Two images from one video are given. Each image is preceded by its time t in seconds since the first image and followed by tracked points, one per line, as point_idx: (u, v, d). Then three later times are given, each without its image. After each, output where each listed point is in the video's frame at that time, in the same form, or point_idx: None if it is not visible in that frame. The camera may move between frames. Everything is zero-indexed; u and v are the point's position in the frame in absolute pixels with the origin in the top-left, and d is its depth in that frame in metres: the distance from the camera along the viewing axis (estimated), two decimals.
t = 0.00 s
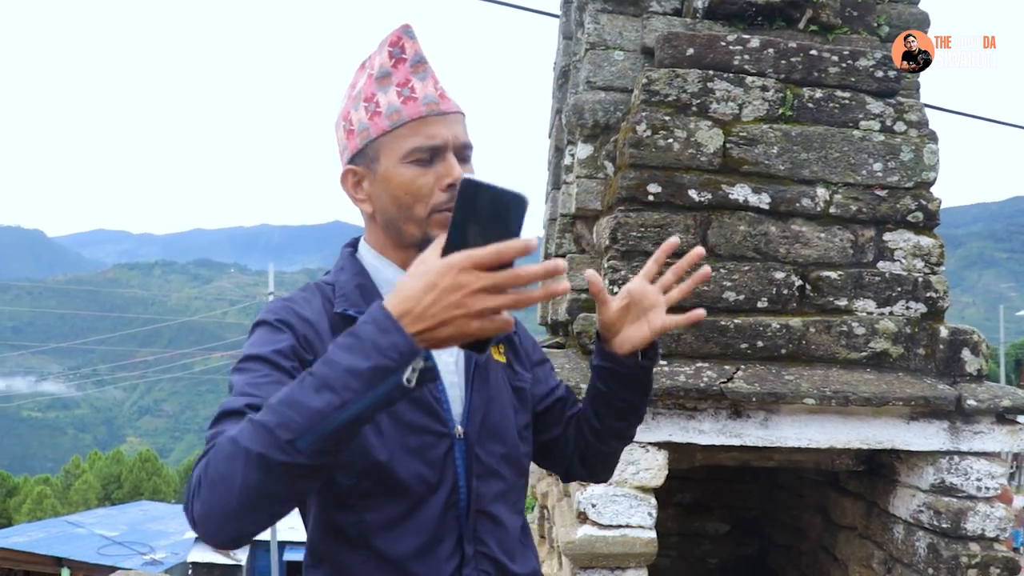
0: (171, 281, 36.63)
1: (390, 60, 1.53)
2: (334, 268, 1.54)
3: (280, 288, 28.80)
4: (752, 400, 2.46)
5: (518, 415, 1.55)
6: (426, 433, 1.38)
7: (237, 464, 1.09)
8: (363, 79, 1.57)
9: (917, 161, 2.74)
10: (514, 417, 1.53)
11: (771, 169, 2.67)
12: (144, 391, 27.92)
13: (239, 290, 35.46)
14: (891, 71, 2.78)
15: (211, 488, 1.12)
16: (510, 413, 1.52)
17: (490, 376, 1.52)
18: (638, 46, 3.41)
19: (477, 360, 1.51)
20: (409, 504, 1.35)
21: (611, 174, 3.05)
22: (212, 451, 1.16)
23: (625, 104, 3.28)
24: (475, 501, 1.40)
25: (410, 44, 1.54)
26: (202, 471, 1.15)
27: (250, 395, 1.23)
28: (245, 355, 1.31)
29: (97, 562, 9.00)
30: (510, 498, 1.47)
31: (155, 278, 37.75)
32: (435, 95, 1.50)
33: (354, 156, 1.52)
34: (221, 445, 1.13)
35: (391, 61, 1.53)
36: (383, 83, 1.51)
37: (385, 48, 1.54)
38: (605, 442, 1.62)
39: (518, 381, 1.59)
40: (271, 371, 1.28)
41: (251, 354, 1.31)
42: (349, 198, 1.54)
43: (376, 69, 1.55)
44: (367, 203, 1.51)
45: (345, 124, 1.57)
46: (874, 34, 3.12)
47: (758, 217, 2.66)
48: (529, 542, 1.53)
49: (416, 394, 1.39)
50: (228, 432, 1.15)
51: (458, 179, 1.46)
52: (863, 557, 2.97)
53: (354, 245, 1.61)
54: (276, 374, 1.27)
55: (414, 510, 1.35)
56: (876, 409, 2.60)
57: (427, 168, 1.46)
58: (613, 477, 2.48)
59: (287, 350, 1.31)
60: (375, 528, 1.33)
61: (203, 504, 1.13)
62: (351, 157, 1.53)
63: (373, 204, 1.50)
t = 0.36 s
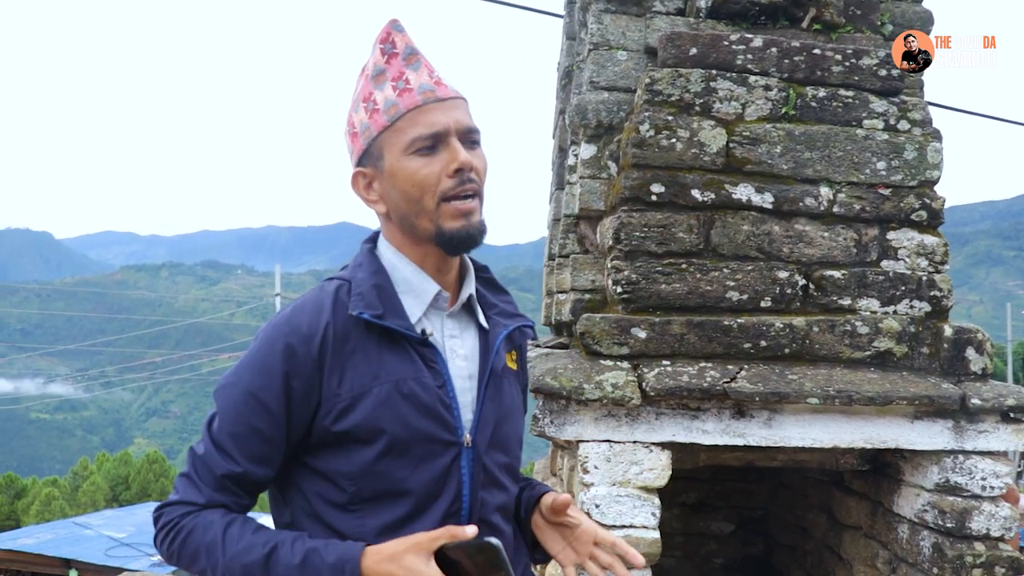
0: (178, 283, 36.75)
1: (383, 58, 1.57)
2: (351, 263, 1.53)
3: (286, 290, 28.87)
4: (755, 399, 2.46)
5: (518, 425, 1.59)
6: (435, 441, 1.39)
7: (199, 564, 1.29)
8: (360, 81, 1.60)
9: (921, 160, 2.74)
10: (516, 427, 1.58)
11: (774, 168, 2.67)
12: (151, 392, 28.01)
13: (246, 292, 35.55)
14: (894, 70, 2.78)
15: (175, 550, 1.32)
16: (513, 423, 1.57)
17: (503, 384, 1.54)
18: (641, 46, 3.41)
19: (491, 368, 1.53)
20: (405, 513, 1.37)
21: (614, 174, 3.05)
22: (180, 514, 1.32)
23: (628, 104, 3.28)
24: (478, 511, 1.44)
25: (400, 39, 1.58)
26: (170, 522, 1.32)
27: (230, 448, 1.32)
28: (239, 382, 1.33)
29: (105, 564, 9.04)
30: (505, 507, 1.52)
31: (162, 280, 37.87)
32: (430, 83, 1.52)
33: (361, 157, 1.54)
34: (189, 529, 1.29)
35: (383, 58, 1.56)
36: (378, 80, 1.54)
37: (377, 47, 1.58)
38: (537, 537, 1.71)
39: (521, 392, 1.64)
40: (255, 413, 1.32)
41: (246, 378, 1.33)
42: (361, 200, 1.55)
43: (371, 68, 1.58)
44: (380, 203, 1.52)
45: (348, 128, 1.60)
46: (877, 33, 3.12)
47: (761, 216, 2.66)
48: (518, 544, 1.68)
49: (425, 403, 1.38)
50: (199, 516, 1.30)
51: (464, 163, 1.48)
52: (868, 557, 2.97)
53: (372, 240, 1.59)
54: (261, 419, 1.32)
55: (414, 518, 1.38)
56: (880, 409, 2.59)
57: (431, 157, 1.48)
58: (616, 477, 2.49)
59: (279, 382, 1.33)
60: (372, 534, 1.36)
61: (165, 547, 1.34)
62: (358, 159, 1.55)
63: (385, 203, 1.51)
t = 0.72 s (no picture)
0: (174, 285, 36.68)
1: (396, 53, 1.54)
2: (339, 263, 1.53)
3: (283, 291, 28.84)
4: (750, 401, 2.46)
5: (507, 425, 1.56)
6: (418, 442, 1.38)
7: (208, 567, 1.26)
8: (368, 72, 1.57)
9: (915, 161, 2.75)
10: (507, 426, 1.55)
11: (769, 170, 2.68)
12: (146, 394, 27.94)
13: (241, 293, 35.50)
14: (888, 72, 2.79)
15: (179, 560, 1.28)
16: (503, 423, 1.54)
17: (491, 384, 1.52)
18: (636, 48, 3.42)
19: (478, 368, 1.51)
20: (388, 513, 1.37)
21: (609, 176, 3.06)
22: (186, 522, 1.29)
23: (623, 105, 3.28)
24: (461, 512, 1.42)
25: (416, 35, 1.56)
26: (175, 531, 1.30)
27: (234, 448, 1.31)
28: (235, 380, 1.33)
29: (100, 566, 9.01)
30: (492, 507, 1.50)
31: (157, 281, 37.81)
32: (444, 85, 1.53)
33: (364, 151, 1.53)
34: (196, 534, 1.27)
35: (397, 53, 1.53)
36: (390, 75, 1.52)
37: (390, 41, 1.55)
38: (578, 508, 1.70)
39: (511, 392, 1.62)
40: (256, 412, 1.32)
41: (239, 376, 1.34)
42: (359, 194, 1.55)
43: (381, 62, 1.55)
44: (380, 200, 1.52)
45: (351, 119, 1.57)
46: (872, 35, 3.12)
47: (756, 218, 2.66)
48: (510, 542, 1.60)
49: (409, 404, 1.38)
50: (205, 521, 1.28)
51: (471, 170, 1.49)
52: (862, 558, 2.98)
53: (363, 239, 1.59)
54: (262, 418, 1.32)
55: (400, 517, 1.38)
56: (874, 410, 2.60)
57: (439, 159, 1.49)
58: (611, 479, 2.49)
59: (274, 380, 1.34)
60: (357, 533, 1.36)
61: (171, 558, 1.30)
62: (360, 151, 1.54)
63: (386, 200, 1.52)
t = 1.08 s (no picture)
0: (167, 285, 36.58)
1: (396, 60, 1.51)
2: (324, 266, 1.52)
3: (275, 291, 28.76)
4: (743, 403, 2.46)
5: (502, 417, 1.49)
6: (413, 435, 1.37)
7: (278, 483, 1.11)
8: (363, 78, 1.52)
9: (907, 164, 2.75)
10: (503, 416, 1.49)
11: (761, 173, 2.68)
12: (139, 395, 27.85)
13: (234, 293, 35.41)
14: (881, 76, 2.80)
15: (269, 527, 1.12)
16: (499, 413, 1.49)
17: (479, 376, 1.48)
18: (629, 51, 3.43)
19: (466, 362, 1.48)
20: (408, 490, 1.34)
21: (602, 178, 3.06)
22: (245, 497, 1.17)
23: (616, 108, 3.28)
24: (458, 504, 1.39)
25: (416, 44, 1.53)
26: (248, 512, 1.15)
27: (263, 412, 1.23)
28: (247, 366, 1.29)
29: (93, 568, 8.98)
30: (496, 500, 1.44)
31: (150, 282, 37.68)
32: (444, 94, 1.51)
33: (360, 153, 1.48)
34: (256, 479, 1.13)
35: (397, 60, 1.51)
36: (390, 81, 1.49)
37: (390, 47, 1.51)
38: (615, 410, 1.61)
39: (507, 382, 1.54)
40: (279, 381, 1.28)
41: (252, 358, 1.30)
42: (353, 196, 1.47)
43: (379, 68, 1.51)
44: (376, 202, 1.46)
45: (345, 122, 1.51)
46: (864, 38, 3.13)
47: (749, 220, 2.67)
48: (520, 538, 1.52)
49: (405, 397, 1.38)
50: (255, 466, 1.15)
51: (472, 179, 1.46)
52: (855, 560, 2.98)
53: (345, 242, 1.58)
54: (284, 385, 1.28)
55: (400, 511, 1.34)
56: (866, 412, 2.61)
57: (441, 166, 1.45)
58: (604, 480, 2.49)
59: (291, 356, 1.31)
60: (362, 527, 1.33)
61: (265, 539, 1.13)
62: (356, 153, 1.48)
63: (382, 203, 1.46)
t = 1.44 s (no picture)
0: (164, 286, 36.53)
1: (369, 70, 1.54)
2: (324, 276, 1.52)
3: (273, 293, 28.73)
4: (739, 404, 2.46)
5: (501, 426, 1.56)
6: (417, 442, 1.37)
7: None
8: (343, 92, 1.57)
9: (903, 164, 2.75)
10: (499, 424, 1.56)
11: (757, 173, 2.68)
12: (136, 396, 27.80)
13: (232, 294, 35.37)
14: (876, 75, 2.79)
15: None
16: (496, 420, 1.54)
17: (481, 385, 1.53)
18: (625, 51, 3.43)
19: (469, 368, 1.53)
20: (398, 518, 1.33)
21: (598, 179, 3.05)
22: (196, 542, 1.21)
23: (612, 108, 3.28)
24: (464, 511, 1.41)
25: (388, 52, 1.56)
26: (185, 550, 1.21)
27: (237, 458, 1.25)
28: (235, 395, 1.29)
29: (90, 570, 8.95)
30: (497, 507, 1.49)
31: (147, 283, 37.63)
32: (416, 97, 1.52)
33: (342, 163, 1.52)
34: (209, 549, 1.20)
35: (370, 70, 1.54)
36: (365, 90, 1.52)
37: (364, 59, 1.55)
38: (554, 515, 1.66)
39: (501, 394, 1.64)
40: (251, 423, 1.28)
41: (234, 389, 1.30)
42: (339, 205, 1.53)
43: (356, 80, 1.55)
44: (360, 209, 1.51)
45: (328, 136, 1.56)
46: (860, 38, 3.13)
47: (745, 220, 2.66)
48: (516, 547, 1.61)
49: (407, 404, 1.37)
50: (219, 536, 1.21)
51: (447, 175, 1.49)
52: (852, 561, 2.97)
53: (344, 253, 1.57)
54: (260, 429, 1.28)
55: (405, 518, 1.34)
56: (863, 412, 2.60)
57: (415, 163, 1.48)
58: (600, 482, 2.48)
59: (273, 389, 1.30)
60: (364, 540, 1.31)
61: None
62: (337, 164, 1.53)
63: (366, 208, 1.50)
